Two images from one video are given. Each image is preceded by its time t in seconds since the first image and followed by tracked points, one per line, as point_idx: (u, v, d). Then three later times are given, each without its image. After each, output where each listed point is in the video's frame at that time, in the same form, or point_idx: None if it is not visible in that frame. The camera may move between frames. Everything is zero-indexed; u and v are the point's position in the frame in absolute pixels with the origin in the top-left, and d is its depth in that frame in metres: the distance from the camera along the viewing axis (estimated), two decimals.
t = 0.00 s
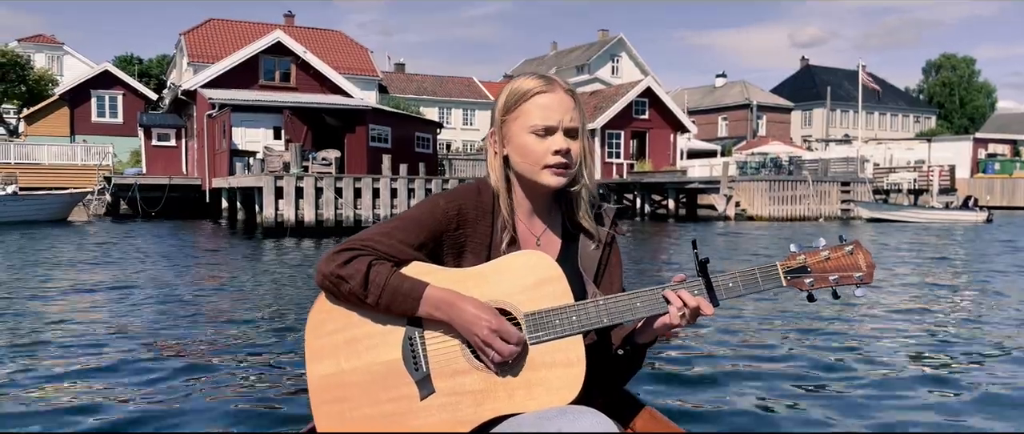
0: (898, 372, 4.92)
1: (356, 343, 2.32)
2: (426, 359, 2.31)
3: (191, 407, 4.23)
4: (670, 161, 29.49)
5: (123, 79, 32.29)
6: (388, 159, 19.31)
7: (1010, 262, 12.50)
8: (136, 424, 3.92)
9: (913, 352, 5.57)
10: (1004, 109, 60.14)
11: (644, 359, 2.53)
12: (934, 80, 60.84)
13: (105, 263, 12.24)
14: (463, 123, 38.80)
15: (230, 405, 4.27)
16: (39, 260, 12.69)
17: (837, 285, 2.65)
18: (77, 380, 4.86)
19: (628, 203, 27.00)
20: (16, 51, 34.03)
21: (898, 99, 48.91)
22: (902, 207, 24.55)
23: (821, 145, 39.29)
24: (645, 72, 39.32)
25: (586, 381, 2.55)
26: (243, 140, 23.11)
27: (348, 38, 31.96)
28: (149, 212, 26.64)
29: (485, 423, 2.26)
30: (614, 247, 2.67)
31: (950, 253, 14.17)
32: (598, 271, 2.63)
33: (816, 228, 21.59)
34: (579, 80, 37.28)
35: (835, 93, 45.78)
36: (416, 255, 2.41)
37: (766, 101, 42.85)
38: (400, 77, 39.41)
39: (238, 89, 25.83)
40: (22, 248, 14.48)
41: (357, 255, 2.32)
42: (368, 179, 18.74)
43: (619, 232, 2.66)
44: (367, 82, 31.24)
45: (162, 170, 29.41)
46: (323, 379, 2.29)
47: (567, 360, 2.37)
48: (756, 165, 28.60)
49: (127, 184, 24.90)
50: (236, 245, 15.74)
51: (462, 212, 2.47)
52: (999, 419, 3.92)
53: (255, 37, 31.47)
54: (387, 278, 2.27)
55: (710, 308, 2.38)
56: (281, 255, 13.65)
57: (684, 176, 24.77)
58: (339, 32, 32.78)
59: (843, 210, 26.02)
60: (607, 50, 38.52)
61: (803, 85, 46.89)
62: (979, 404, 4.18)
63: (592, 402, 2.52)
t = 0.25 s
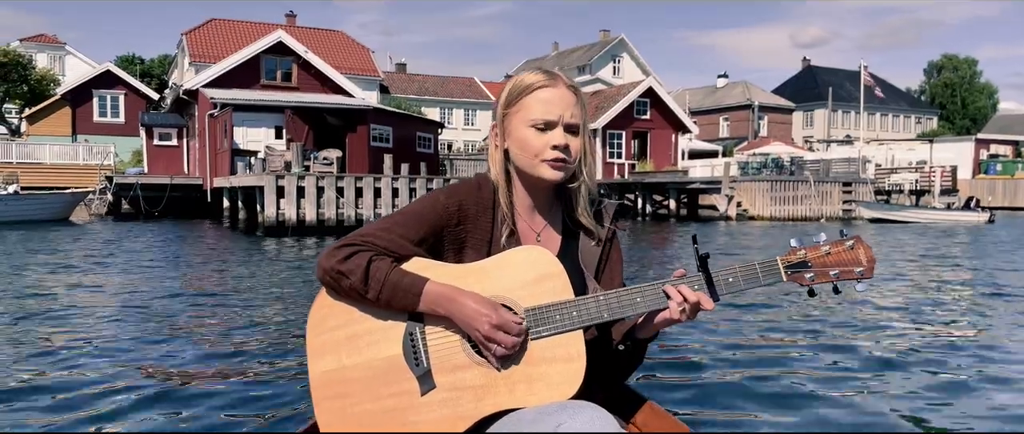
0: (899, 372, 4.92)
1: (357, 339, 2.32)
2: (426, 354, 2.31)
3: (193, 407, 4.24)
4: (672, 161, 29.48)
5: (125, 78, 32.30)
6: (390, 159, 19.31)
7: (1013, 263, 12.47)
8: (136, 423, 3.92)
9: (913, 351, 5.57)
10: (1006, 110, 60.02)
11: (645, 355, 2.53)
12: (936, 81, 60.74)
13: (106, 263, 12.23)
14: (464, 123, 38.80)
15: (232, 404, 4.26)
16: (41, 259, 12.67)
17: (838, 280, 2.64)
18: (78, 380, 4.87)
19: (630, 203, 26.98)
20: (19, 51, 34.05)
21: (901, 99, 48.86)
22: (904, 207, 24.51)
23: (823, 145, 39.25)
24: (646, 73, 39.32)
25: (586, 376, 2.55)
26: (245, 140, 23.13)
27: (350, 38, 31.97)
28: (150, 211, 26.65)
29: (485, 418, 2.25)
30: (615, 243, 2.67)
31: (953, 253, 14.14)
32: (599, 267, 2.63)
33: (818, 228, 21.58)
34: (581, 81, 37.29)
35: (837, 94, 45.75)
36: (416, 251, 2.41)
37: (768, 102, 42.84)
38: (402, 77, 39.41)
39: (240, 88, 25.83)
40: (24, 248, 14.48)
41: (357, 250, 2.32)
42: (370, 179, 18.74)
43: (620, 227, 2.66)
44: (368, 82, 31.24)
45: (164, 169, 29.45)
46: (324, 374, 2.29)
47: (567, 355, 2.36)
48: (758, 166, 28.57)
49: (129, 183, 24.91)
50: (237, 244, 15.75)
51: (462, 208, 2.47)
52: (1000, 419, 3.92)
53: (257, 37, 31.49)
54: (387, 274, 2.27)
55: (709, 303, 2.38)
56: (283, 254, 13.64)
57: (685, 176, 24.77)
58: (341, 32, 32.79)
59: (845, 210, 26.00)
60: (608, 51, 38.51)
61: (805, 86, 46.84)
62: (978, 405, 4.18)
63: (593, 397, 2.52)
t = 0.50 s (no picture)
0: (900, 369, 4.92)
1: (358, 337, 2.32)
2: (428, 351, 2.31)
3: (194, 405, 4.24)
4: (673, 161, 29.47)
5: (127, 78, 32.34)
6: (392, 159, 19.30)
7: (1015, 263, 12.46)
8: (137, 422, 3.92)
9: (916, 350, 5.56)
10: (1008, 111, 59.98)
11: (646, 355, 2.53)
12: (938, 82, 60.72)
13: (108, 263, 12.23)
14: (466, 123, 38.81)
15: (234, 403, 4.27)
16: (43, 259, 12.67)
17: (839, 282, 2.64)
18: (79, 379, 4.87)
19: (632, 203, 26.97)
20: (21, 51, 34.08)
21: (902, 100, 48.83)
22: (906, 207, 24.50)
23: (825, 146, 39.24)
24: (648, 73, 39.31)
25: (587, 375, 2.55)
26: (246, 140, 23.22)
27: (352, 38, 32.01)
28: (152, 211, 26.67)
29: (486, 416, 2.25)
30: (616, 243, 2.67)
31: (954, 253, 14.14)
32: (600, 266, 2.63)
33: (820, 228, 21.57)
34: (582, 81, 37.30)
35: (839, 95, 45.72)
36: (418, 248, 2.41)
37: (770, 102, 42.84)
38: (403, 77, 39.45)
39: (242, 88, 25.85)
40: (26, 248, 14.47)
41: (359, 247, 2.32)
42: (372, 178, 18.74)
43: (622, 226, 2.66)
44: (370, 82, 31.26)
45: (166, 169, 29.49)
46: (326, 371, 2.29)
47: (568, 353, 2.36)
48: (759, 166, 28.57)
49: (131, 183, 24.92)
50: (239, 244, 15.77)
51: (464, 205, 2.47)
52: (1003, 416, 3.91)
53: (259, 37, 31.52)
54: (389, 271, 2.28)
55: (711, 302, 2.39)
56: (284, 254, 13.64)
57: (687, 176, 24.79)
58: (342, 32, 32.82)
59: (847, 210, 25.99)
60: (610, 51, 38.51)
61: (807, 86, 46.82)
62: (980, 401, 4.18)
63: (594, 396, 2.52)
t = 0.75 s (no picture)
0: (903, 371, 4.90)
1: (359, 341, 2.33)
2: (429, 355, 2.31)
3: (194, 406, 4.24)
4: (676, 160, 29.46)
5: (131, 78, 32.39)
6: (395, 159, 19.31)
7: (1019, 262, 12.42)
8: (137, 423, 3.92)
9: (919, 350, 5.55)
10: (1012, 110, 59.85)
11: (648, 358, 2.52)
12: (941, 81, 60.62)
13: (112, 263, 12.26)
14: (469, 123, 38.81)
15: (233, 404, 4.26)
16: (47, 260, 12.71)
17: (842, 284, 2.63)
18: (80, 379, 4.88)
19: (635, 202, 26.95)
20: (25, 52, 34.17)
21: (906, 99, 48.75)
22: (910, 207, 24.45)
23: (828, 145, 39.17)
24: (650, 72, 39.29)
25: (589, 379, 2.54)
26: (250, 139, 23.24)
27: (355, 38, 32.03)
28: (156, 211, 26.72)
29: (488, 420, 2.25)
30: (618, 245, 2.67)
31: (958, 253, 14.10)
32: (602, 269, 2.63)
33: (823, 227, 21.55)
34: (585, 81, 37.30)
35: (842, 94, 45.67)
36: (419, 252, 2.42)
37: (773, 102, 42.80)
38: (406, 77, 39.47)
39: (245, 88, 25.87)
40: (29, 248, 14.52)
41: (361, 251, 2.33)
42: (375, 178, 18.76)
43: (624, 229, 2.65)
44: (373, 82, 31.28)
45: (169, 169, 29.56)
46: (327, 375, 2.29)
47: (570, 357, 2.36)
48: (762, 165, 28.53)
49: (134, 183, 24.97)
50: (242, 243, 15.80)
51: (466, 209, 2.47)
52: (1005, 416, 3.89)
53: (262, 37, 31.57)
54: (390, 275, 2.28)
55: (713, 304, 2.38)
56: (287, 254, 13.65)
57: (690, 176, 24.79)
58: (345, 32, 32.85)
59: (850, 210, 26.01)
60: (613, 51, 38.50)
61: (810, 86, 46.75)
62: (983, 402, 4.16)
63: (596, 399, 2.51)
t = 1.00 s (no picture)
0: (904, 371, 4.90)
1: (357, 346, 2.33)
2: (427, 359, 2.32)
3: (195, 407, 4.25)
4: (679, 160, 29.43)
5: (134, 80, 32.44)
6: (398, 159, 19.32)
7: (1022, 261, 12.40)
8: (138, 424, 3.93)
9: (921, 349, 5.54)
10: (1016, 109, 59.76)
11: (646, 363, 2.53)
12: (944, 80, 60.54)
13: (114, 265, 12.28)
14: (471, 124, 38.83)
15: (232, 407, 4.26)
16: (50, 261, 12.73)
17: (839, 290, 2.63)
18: (80, 381, 4.88)
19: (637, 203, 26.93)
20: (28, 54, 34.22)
21: (908, 98, 48.70)
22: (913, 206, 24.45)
23: (831, 145, 39.13)
24: (653, 72, 39.26)
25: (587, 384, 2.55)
26: (253, 140, 23.21)
27: (357, 39, 32.07)
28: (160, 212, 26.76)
29: (487, 424, 2.25)
30: (616, 251, 2.67)
31: (961, 252, 14.09)
32: (599, 274, 2.63)
33: (825, 227, 21.52)
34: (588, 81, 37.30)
35: (845, 94, 45.59)
36: (417, 256, 2.42)
37: (776, 101, 42.78)
38: (409, 78, 39.50)
39: (248, 89, 25.88)
40: (32, 250, 14.53)
41: (358, 256, 2.33)
42: (378, 178, 18.77)
43: (621, 233, 2.66)
44: (375, 83, 31.30)
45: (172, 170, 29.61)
46: (325, 379, 2.30)
47: (568, 362, 2.37)
48: (765, 165, 28.51)
49: (138, 184, 25.01)
50: (244, 244, 15.82)
51: (464, 214, 2.48)
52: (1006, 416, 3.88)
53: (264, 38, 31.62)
54: (388, 280, 2.28)
55: (710, 309, 2.39)
56: (290, 254, 13.67)
57: (693, 176, 24.71)
58: (348, 33, 32.89)
59: (853, 209, 25.95)
60: (615, 51, 38.50)
61: (813, 85, 46.71)
62: (982, 401, 4.16)
63: (593, 404, 2.52)
